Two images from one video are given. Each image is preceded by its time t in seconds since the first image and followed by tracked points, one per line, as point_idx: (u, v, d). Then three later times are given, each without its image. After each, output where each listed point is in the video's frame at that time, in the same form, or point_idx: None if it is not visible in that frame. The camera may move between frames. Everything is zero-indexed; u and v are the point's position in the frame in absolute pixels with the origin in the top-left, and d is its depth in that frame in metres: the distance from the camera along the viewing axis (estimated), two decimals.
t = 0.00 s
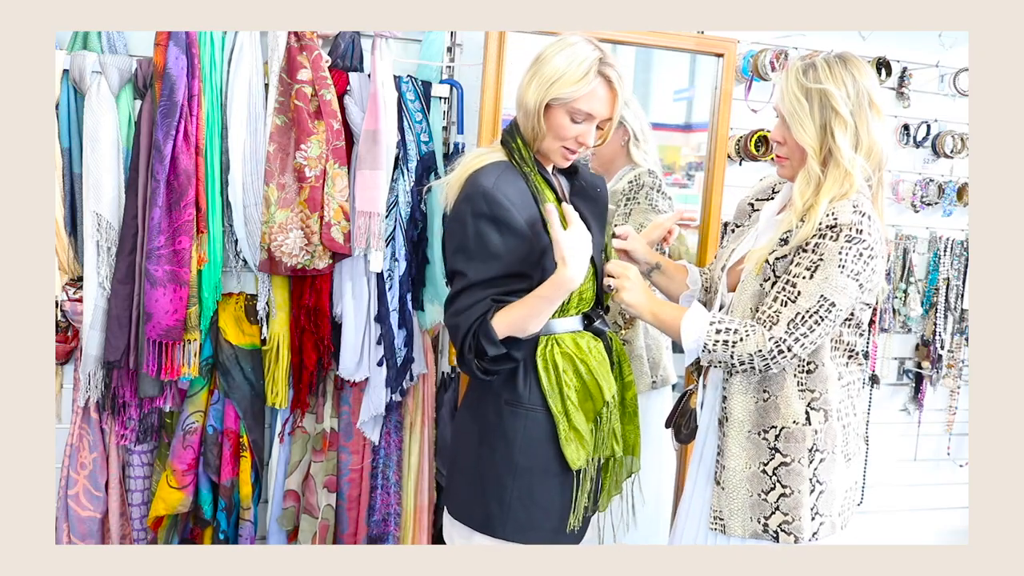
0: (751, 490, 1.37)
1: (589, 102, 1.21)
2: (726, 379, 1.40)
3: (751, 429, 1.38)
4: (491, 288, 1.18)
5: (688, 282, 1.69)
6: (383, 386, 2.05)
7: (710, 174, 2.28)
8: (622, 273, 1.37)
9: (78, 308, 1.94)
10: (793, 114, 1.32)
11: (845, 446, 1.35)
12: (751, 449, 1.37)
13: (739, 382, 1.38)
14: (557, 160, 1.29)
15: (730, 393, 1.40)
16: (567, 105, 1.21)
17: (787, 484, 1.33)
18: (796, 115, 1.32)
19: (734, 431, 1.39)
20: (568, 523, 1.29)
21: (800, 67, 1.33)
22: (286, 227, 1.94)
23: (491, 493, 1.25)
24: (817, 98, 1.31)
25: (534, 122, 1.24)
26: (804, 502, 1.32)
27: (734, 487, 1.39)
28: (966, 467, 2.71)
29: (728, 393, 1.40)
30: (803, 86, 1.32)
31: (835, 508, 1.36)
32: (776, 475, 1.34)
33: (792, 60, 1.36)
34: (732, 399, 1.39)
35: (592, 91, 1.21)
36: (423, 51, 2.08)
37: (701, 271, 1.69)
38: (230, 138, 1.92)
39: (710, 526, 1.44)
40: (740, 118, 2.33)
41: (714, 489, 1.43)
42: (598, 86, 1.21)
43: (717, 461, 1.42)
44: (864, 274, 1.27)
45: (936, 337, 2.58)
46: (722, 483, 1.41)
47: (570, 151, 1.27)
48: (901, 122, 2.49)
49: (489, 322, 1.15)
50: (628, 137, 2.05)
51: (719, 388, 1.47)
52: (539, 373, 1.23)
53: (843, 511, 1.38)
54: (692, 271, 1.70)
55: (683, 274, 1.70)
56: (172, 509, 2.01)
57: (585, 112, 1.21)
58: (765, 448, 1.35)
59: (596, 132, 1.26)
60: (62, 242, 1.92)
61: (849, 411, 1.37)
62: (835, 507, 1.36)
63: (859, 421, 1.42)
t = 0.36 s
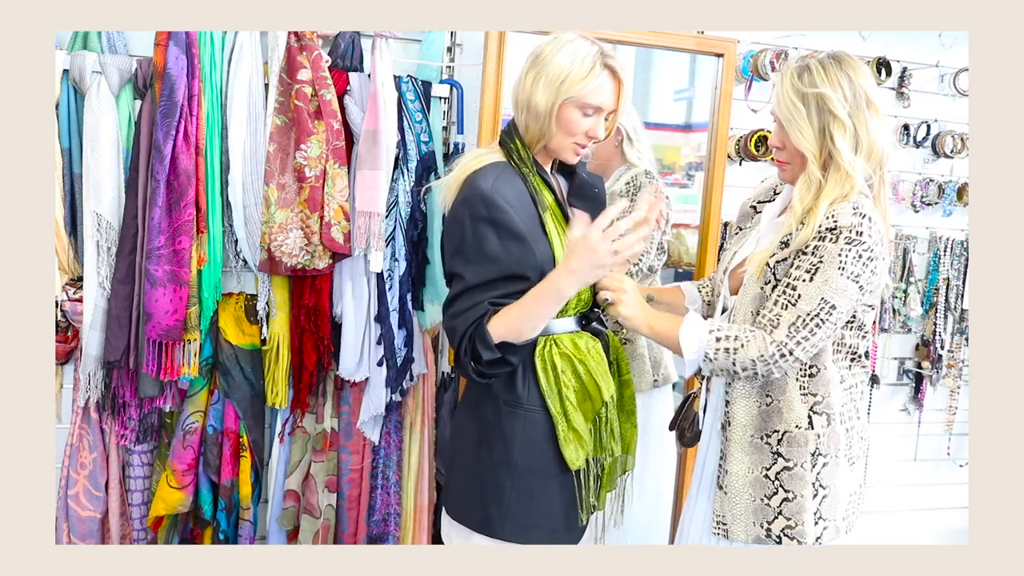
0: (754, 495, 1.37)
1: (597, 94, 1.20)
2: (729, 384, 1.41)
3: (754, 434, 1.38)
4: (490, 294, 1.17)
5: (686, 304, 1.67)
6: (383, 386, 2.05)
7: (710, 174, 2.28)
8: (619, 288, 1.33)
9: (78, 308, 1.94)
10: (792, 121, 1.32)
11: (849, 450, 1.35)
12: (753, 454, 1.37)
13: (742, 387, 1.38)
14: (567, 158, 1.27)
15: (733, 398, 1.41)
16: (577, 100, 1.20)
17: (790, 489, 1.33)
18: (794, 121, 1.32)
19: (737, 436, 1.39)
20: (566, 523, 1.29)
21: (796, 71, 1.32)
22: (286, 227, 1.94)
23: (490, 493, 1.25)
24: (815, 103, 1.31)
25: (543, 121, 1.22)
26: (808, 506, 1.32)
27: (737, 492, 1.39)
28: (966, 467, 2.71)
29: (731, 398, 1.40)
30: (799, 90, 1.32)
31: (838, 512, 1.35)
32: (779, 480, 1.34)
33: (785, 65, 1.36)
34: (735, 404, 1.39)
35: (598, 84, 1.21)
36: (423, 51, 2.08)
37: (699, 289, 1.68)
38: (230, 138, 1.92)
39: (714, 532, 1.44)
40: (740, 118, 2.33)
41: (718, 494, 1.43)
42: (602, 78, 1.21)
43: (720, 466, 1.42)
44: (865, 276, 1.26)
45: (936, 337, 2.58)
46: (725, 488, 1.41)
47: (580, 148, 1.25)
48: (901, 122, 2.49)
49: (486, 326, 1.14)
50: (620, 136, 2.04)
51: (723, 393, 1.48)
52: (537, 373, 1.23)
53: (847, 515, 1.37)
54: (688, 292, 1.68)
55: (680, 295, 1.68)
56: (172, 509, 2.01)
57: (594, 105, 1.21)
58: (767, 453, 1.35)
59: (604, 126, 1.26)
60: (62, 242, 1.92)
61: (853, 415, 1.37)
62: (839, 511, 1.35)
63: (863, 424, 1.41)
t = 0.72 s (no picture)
0: (763, 502, 1.37)
1: (601, 81, 1.22)
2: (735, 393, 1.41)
3: (761, 442, 1.38)
4: (489, 299, 1.15)
5: (688, 326, 1.64)
6: (383, 386, 2.05)
7: (710, 174, 2.28)
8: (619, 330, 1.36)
9: (78, 309, 1.94)
10: (779, 126, 1.32)
11: (855, 453, 1.34)
12: (762, 461, 1.37)
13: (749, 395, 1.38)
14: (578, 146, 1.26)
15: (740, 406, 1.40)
16: (585, 90, 1.21)
17: (799, 495, 1.32)
18: (781, 126, 1.32)
19: (744, 443, 1.39)
20: (566, 524, 1.29)
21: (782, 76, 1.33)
22: (286, 226, 1.94)
23: (490, 495, 1.25)
24: (802, 108, 1.30)
25: (551, 117, 1.22)
26: (818, 512, 1.31)
27: (746, 500, 1.38)
28: (966, 467, 2.71)
29: (738, 406, 1.40)
30: (787, 96, 1.32)
31: (847, 516, 1.35)
32: (788, 486, 1.34)
33: (774, 70, 1.36)
34: (741, 412, 1.39)
35: (601, 70, 1.22)
36: (423, 51, 2.08)
37: (696, 308, 1.65)
38: (230, 138, 1.92)
39: (723, 539, 1.45)
40: (740, 118, 2.33)
41: (726, 502, 1.43)
42: (603, 64, 1.23)
43: (728, 474, 1.42)
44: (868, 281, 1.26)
45: (937, 337, 2.57)
46: (733, 496, 1.41)
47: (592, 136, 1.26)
48: (901, 122, 2.49)
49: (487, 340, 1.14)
50: (609, 138, 2.01)
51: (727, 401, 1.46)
52: (537, 374, 1.23)
53: (855, 518, 1.37)
54: (687, 313, 1.65)
55: (680, 319, 1.65)
56: (171, 509, 2.01)
57: (601, 89, 1.23)
58: (776, 460, 1.35)
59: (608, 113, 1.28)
60: (62, 242, 1.92)
61: (859, 418, 1.36)
62: (847, 514, 1.34)
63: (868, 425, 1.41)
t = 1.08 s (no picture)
0: (768, 505, 1.37)
1: (591, 99, 1.21)
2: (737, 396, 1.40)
3: (765, 445, 1.37)
4: (478, 294, 1.16)
5: (689, 326, 1.64)
6: (383, 386, 2.05)
7: (710, 174, 2.28)
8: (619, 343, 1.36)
9: (78, 309, 1.94)
10: (778, 127, 1.32)
11: (858, 453, 1.35)
12: (765, 463, 1.37)
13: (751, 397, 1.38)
14: (557, 158, 1.28)
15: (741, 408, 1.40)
16: (568, 104, 1.20)
17: (804, 497, 1.32)
18: (780, 127, 1.32)
19: (748, 446, 1.39)
20: (559, 524, 1.29)
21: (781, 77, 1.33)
22: (286, 227, 1.94)
23: (482, 494, 1.25)
24: (800, 109, 1.30)
25: (537, 123, 1.23)
26: (823, 513, 1.32)
27: (750, 503, 1.38)
28: (966, 467, 2.71)
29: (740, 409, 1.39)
30: (785, 97, 1.32)
31: (851, 517, 1.35)
32: (792, 488, 1.33)
33: (772, 72, 1.36)
34: (744, 415, 1.38)
35: (591, 86, 1.21)
36: (424, 51, 2.08)
37: (698, 308, 1.65)
38: (230, 138, 1.92)
39: (727, 542, 1.44)
40: (740, 118, 2.32)
41: (730, 506, 1.42)
42: (596, 80, 1.21)
43: (731, 477, 1.42)
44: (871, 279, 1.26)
45: (937, 337, 2.57)
46: (737, 499, 1.40)
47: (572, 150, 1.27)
48: (901, 122, 2.49)
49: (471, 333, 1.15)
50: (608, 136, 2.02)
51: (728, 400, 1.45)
52: (530, 372, 1.24)
53: (858, 518, 1.37)
54: (688, 313, 1.65)
55: (680, 318, 1.65)
56: (171, 509, 2.01)
57: (587, 109, 1.22)
58: (780, 462, 1.35)
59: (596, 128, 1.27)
60: (61, 242, 1.92)
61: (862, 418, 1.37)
62: (851, 515, 1.35)
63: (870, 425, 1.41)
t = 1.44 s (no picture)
0: (767, 508, 1.37)
1: (585, 109, 1.21)
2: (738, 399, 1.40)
3: (765, 447, 1.38)
4: (455, 286, 1.18)
5: (685, 324, 1.64)
6: (383, 386, 2.05)
7: (710, 174, 2.28)
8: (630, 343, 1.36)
9: (78, 309, 1.94)
10: (776, 130, 1.32)
11: (858, 457, 1.35)
12: (765, 467, 1.37)
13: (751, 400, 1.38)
14: (555, 163, 1.29)
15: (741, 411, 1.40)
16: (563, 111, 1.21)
17: (804, 500, 1.32)
18: (778, 129, 1.32)
19: (748, 449, 1.39)
20: (557, 524, 1.29)
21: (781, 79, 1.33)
22: (286, 227, 1.94)
23: (481, 494, 1.25)
24: (799, 113, 1.30)
25: (531, 128, 1.24)
26: (822, 517, 1.32)
27: (750, 506, 1.38)
28: (966, 466, 2.71)
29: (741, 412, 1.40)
30: (785, 99, 1.32)
31: (851, 521, 1.35)
32: (792, 492, 1.34)
33: (772, 72, 1.36)
34: (744, 418, 1.39)
35: (587, 94, 1.20)
36: (424, 51, 2.08)
37: (695, 305, 1.65)
38: (230, 138, 1.92)
39: (725, 543, 1.44)
40: (740, 118, 2.32)
41: (729, 507, 1.42)
42: (592, 89, 1.21)
43: (730, 479, 1.42)
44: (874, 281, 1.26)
45: (937, 337, 2.57)
46: (736, 501, 1.40)
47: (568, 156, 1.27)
48: (901, 122, 2.49)
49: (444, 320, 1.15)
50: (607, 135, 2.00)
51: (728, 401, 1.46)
52: (529, 373, 1.24)
53: (858, 521, 1.37)
54: (684, 311, 1.65)
55: (676, 316, 1.65)
56: (171, 509, 2.01)
57: (581, 117, 1.22)
58: (780, 466, 1.35)
59: (592, 135, 1.27)
60: (61, 242, 1.92)
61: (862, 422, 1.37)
62: (851, 519, 1.34)
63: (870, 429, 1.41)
